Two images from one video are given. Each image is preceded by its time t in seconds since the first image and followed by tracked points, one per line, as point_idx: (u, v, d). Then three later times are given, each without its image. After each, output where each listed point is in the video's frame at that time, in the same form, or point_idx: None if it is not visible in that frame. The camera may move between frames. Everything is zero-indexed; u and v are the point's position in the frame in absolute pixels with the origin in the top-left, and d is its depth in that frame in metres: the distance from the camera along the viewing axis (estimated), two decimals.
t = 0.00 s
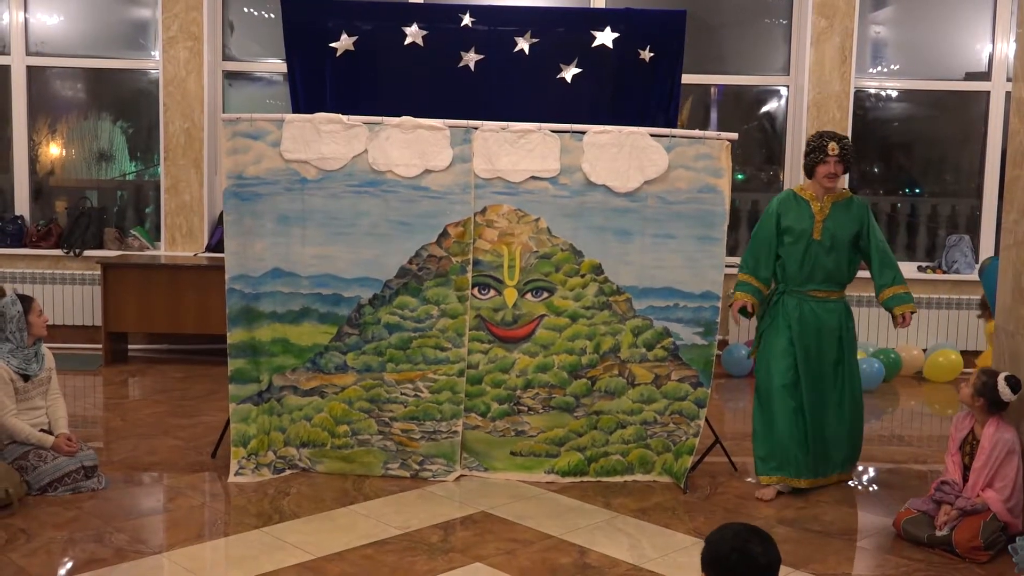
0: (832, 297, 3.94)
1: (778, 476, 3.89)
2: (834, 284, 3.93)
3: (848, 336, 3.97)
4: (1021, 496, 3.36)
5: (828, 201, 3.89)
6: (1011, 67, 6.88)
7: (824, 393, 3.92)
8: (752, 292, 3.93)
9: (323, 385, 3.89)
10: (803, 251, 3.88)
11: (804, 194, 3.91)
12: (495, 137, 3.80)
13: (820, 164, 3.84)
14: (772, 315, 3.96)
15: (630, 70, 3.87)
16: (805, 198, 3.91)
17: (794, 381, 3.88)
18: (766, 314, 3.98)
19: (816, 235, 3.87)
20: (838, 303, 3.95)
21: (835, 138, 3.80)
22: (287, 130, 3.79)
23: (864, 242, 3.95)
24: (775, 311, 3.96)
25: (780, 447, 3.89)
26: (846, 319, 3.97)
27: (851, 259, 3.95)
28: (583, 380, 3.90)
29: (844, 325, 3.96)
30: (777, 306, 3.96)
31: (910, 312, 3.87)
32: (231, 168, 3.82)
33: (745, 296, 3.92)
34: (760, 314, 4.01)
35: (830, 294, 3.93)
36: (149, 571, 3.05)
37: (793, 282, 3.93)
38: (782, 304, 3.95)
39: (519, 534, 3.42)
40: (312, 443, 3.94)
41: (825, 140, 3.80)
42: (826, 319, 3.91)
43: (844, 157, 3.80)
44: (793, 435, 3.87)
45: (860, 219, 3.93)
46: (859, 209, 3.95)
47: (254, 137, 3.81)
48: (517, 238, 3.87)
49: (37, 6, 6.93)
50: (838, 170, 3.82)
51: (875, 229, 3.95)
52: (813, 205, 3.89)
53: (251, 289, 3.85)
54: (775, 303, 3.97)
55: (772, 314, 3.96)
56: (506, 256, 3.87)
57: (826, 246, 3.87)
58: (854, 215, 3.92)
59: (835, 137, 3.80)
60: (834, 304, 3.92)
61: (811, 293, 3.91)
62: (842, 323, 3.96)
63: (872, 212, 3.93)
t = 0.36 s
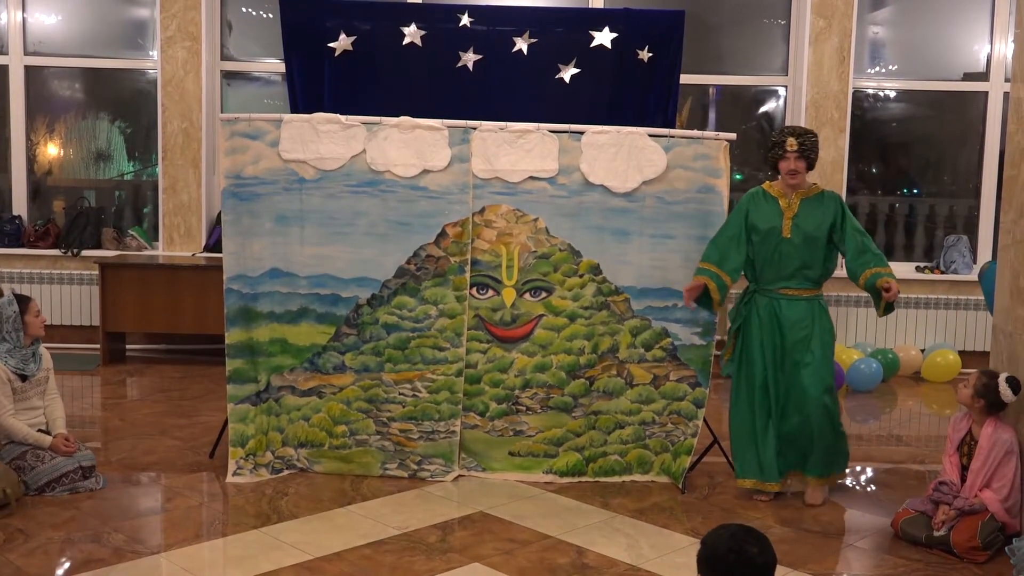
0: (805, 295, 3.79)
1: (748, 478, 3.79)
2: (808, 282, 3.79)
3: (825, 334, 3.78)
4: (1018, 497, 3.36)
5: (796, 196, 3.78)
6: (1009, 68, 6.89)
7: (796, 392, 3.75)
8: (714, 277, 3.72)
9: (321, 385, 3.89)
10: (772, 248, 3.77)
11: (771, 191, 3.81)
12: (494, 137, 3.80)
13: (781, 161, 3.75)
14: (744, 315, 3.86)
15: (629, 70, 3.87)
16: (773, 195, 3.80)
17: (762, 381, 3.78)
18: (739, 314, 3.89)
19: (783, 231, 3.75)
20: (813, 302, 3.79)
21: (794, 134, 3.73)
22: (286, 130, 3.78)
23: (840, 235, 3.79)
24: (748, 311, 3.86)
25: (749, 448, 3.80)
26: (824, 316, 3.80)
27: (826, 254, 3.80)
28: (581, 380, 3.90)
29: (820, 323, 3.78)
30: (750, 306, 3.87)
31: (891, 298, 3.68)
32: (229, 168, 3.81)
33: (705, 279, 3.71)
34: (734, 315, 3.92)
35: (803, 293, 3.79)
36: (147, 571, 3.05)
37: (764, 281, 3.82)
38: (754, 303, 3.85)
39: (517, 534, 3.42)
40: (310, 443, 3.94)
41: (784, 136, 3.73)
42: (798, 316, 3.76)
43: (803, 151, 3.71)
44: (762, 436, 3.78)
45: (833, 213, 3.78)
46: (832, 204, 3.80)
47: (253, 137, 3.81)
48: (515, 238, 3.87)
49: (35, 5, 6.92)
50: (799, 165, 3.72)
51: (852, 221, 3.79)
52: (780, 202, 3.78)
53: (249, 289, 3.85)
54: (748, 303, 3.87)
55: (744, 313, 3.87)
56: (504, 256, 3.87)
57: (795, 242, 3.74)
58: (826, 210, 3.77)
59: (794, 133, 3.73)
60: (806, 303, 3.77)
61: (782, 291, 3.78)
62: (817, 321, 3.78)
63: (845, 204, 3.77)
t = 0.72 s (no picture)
0: (784, 307, 3.59)
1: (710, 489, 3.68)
2: (787, 294, 3.58)
3: (799, 351, 3.56)
4: (1017, 499, 3.37)
5: (778, 205, 3.59)
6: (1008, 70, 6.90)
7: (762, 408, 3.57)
8: (679, 271, 3.66)
9: (321, 386, 3.90)
10: (750, 257, 3.61)
11: (755, 198, 3.64)
12: (494, 138, 3.80)
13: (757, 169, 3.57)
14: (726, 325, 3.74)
15: (629, 72, 3.87)
16: (757, 202, 3.63)
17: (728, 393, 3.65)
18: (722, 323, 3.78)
19: (761, 239, 3.57)
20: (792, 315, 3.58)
21: (770, 140, 3.53)
22: (286, 131, 3.79)
23: (827, 246, 3.57)
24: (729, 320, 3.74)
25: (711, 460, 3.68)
26: (801, 333, 3.58)
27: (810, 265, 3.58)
28: (581, 381, 3.90)
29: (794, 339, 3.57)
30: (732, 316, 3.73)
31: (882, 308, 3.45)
32: (230, 169, 3.81)
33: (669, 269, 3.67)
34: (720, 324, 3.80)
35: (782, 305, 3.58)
36: (147, 572, 3.05)
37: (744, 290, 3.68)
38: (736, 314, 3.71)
39: (517, 536, 3.42)
40: (310, 444, 3.94)
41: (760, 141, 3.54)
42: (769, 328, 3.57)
43: (778, 158, 3.51)
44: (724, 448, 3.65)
45: (817, 223, 3.56)
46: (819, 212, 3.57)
47: (253, 138, 3.81)
48: (515, 239, 3.87)
49: (35, 6, 6.93)
50: (776, 172, 3.53)
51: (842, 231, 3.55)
52: (762, 210, 3.61)
53: (249, 290, 3.85)
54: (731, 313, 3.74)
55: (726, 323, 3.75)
56: (504, 258, 3.87)
57: (772, 251, 3.55)
58: (810, 218, 3.55)
59: (771, 138, 3.53)
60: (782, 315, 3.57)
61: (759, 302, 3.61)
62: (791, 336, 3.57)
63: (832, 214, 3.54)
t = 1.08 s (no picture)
0: (767, 309, 3.47)
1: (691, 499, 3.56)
2: (771, 295, 3.46)
3: (785, 353, 3.44)
4: (1015, 499, 3.37)
5: (762, 202, 3.47)
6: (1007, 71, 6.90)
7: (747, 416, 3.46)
8: (645, 255, 3.49)
9: (319, 386, 3.90)
10: (731, 256, 3.48)
11: (739, 195, 3.52)
12: (493, 138, 3.80)
13: (758, 164, 3.45)
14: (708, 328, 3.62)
15: (629, 72, 3.87)
16: (740, 200, 3.51)
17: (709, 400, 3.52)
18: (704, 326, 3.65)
19: (745, 238, 3.45)
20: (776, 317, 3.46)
21: (777, 136, 3.43)
22: (285, 130, 3.78)
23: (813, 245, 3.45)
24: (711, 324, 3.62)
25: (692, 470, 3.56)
26: (786, 336, 3.45)
27: (795, 265, 3.46)
28: (579, 381, 3.90)
29: (779, 343, 3.44)
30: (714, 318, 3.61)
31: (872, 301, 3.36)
32: (228, 168, 3.81)
33: (633, 251, 3.48)
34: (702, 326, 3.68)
35: (766, 307, 3.46)
36: (144, 572, 3.05)
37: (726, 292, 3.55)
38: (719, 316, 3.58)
39: (516, 536, 3.42)
40: (308, 443, 3.94)
41: (766, 136, 3.43)
42: (753, 332, 3.45)
43: (784, 155, 3.42)
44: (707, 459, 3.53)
45: (801, 222, 3.44)
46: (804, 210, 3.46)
47: (251, 137, 3.80)
48: (514, 239, 3.87)
49: (33, 5, 6.92)
50: (774, 169, 3.42)
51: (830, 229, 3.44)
52: (745, 207, 3.48)
53: (247, 290, 3.84)
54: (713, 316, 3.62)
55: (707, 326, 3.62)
56: (502, 257, 3.87)
57: (755, 250, 3.43)
58: (794, 217, 3.44)
59: (776, 134, 3.43)
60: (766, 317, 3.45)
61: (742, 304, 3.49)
62: (776, 340, 3.44)
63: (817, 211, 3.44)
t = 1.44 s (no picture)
0: (752, 312, 3.34)
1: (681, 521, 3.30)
2: (756, 297, 3.34)
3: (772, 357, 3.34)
4: (1013, 500, 3.38)
5: (744, 201, 3.33)
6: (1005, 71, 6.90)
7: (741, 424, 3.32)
8: (623, 255, 3.32)
9: (317, 386, 3.90)
10: (714, 258, 3.32)
11: (718, 195, 3.36)
12: (491, 138, 3.81)
13: (745, 163, 3.29)
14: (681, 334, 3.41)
15: (627, 72, 3.87)
16: (719, 199, 3.35)
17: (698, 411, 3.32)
18: (676, 334, 3.43)
19: (729, 240, 3.30)
20: (761, 320, 3.34)
21: (765, 133, 3.30)
22: (283, 130, 3.78)
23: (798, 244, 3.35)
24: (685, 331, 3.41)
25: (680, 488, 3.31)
26: (773, 339, 3.35)
27: (780, 265, 3.34)
28: (578, 382, 3.90)
29: (767, 346, 3.34)
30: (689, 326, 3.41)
31: (875, 286, 3.30)
32: (227, 168, 3.80)
33: (612, 250, 3.31)
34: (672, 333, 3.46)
35: (750, 310, 3.33)
36: (142, 571, 3.04)
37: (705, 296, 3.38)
38: (695, 321, 3.40)
39: (514, 536, 3.42)
40: (307, 443, 3.94)
41: (757, 133, 3.28)
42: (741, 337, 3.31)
43: (773, 152, 3.30)
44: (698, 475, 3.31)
45: (786, 221, 3.33)
46: (786, 209, 3.35)
47: (250, 137, 3.80)
48: (513, 239, 3.87)
49: (31, 4, 6.91)
50: (764, 167, 3.28)
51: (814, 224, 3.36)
52: (727, 207, 3.34)
53: (246, 290, 3.84)
54: (686, 323, 3.42)
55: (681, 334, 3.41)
56: (500, 258, 3.87)
57: (740, 252, 3.29)
58: (778, 217, 3.32)
59: (765, 132, 3.30)
60: (752, 321, 3.33)
61: (725, 308, 3.34)
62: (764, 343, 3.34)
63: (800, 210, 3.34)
